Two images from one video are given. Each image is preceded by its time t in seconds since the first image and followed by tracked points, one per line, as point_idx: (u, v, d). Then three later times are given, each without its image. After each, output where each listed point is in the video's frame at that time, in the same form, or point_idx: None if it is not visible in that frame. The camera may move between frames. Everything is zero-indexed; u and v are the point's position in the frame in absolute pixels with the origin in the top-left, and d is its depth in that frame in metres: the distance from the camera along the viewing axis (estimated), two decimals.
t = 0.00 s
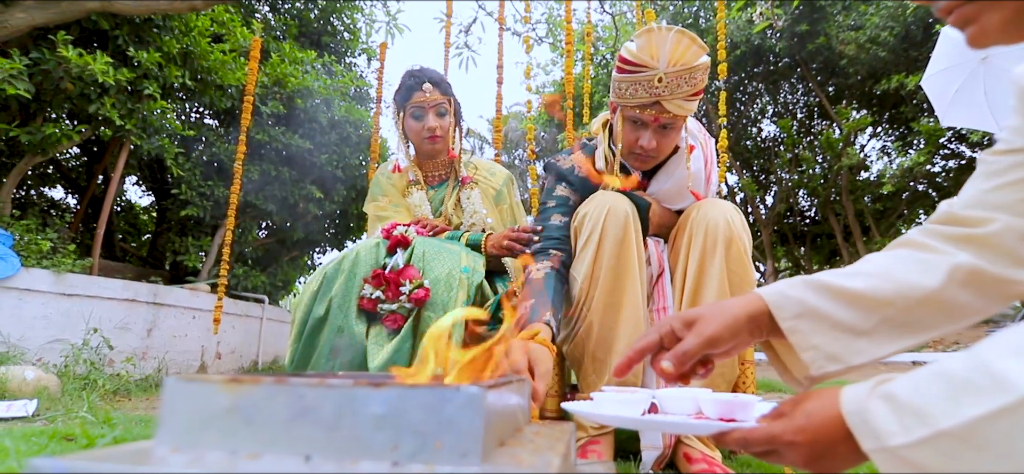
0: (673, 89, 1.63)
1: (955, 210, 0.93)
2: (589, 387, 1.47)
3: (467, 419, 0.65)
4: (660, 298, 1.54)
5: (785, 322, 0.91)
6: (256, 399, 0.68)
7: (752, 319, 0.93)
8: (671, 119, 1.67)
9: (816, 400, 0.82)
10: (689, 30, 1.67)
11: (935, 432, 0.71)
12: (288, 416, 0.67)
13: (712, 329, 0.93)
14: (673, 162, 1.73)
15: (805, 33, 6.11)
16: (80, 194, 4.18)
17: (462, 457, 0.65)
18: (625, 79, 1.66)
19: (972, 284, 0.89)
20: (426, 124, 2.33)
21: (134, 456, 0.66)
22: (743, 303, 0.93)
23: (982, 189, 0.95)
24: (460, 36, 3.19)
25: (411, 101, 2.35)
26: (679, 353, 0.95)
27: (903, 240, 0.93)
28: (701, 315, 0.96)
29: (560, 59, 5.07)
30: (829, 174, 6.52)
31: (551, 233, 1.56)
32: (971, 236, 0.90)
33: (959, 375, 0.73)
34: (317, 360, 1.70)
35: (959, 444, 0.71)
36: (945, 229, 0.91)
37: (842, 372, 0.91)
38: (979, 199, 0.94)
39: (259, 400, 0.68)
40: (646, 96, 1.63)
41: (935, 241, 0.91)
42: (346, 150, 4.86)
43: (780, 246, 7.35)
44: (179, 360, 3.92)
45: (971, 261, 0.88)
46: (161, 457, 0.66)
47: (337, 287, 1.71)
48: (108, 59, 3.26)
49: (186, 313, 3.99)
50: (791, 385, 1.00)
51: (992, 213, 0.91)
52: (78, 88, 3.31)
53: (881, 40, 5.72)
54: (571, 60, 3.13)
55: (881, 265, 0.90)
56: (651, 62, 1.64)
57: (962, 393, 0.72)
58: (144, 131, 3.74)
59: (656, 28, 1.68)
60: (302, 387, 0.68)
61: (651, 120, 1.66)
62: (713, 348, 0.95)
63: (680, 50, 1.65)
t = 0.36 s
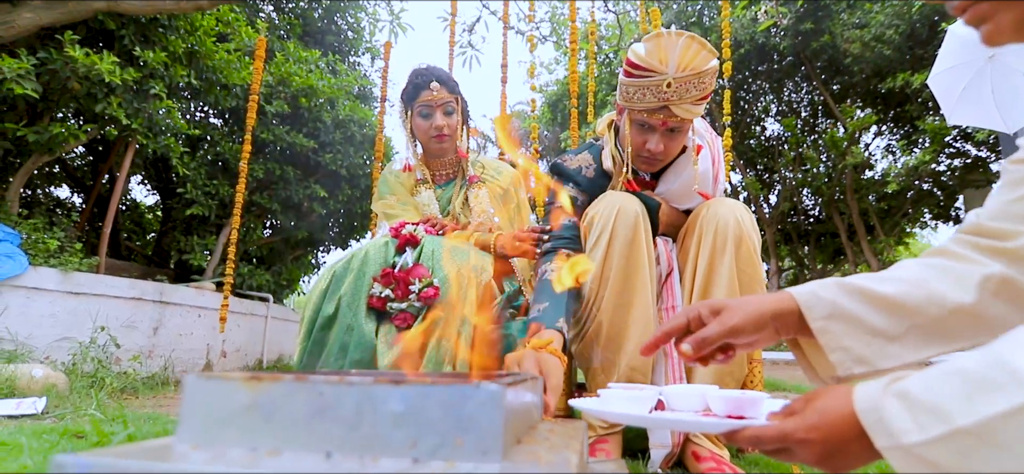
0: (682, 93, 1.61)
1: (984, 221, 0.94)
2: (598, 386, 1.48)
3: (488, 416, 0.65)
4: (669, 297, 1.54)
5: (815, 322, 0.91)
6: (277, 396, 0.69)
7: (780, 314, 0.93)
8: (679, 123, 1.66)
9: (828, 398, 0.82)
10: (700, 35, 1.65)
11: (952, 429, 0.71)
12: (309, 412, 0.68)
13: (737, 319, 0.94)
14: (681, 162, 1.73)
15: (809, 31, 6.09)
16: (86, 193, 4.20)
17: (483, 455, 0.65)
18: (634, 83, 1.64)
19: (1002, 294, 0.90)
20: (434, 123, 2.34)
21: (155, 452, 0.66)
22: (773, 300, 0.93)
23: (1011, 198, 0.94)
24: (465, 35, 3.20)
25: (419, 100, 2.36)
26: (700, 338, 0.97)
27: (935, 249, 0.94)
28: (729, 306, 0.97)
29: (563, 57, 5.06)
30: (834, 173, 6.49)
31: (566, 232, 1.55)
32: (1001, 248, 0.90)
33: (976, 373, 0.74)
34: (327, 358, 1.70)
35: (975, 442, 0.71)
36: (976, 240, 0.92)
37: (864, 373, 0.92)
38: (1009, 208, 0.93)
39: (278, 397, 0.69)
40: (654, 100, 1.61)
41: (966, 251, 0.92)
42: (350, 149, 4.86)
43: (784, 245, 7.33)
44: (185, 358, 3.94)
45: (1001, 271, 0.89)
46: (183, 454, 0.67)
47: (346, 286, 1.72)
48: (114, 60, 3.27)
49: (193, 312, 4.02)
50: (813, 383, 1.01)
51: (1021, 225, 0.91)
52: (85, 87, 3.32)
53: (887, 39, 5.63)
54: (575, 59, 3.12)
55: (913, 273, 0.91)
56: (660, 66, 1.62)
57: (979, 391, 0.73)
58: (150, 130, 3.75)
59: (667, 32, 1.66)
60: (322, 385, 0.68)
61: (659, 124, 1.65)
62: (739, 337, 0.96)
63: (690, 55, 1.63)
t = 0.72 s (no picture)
0: (691, 94, 1.61)
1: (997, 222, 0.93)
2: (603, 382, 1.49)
3: (505, 413, 0.66)
4: (676, 295, 1.53)
5: (818, 323, 0.94)
6: (294, 394, 0.69)
7: (782, 318, 0.97)
8: (687, 123, 1.66)
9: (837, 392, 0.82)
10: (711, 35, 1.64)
11: (966, 424, 0.71)
12: (326, 410, 0.68)
13: (740, 324, 1.00)
14: (687, 161, 1.73)
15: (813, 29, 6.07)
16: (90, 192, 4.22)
17: (501, 449, 0.66)
18: (643, 83, 1.63)
19: (1009, 294, 0.90)
20: (440, 122, 2.34)
21: (173, 448, 0.67)
22: (777, 303, 0.97)
23: None
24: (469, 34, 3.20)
25: (425, 99, 2.36)
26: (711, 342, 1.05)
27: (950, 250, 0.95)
28: (737, 312, 1.03)
29: (565, 56, 5.05)
30: (836, 171, 6.47)
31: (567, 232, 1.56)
32: (1012, 251, 0.91)
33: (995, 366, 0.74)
34: (334, 356, 1.71)
35: (989, 435, 0.71)
36: (986, 242, 0.92)
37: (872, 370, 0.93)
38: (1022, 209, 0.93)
39: (295, 394, 0.69)
40: (663, 101, 1.61)
41: (977, 253, 0.92)
42: (353, 148, 4.86)
43: (786, 243, 7.32)
44: (189, 357, 3.95)
45: (1007, 273, 0.89)
46: (200, 450, 0.67)
47: (353, 284, 1.73)
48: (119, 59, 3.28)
49: (197, 311, 4.03)
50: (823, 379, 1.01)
51: None
52: (89, 87, 3.32)
53: (890, 37, 5.66)
54: (578, 57, 3.12)
55: (922, 275, 0.92)
56: (670, 67, 1.61)
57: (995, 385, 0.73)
58: (154, 129, 3.77)
59: (678, 33, 1.64)
60: (339, 381, 0.69)
61: (667, 125, 1.65)
62: (745, 341, 1.02)
63: (699, 56, 1.62)
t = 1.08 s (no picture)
0: (697, 92, 1.60)
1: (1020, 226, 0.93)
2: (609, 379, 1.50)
3: (520, 408, 0.67)
4: (680, 294, 1.53)
5: (837, 320, 0.95)
6: (309, 390, 0.70)
7: (803, 312, 0.97)
8: (693, 121, 1.66)
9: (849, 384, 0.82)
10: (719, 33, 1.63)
11: (979, 416, 0.73)
12: (343, 405, 0.68)
13: (766, 319, 0.99)
14: (692, 159, 1.73)
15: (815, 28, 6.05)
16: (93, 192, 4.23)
17: (516, 446, 0.66)
18: (648, 81, 1.61)
19: None
20: (444, 121, 2.34)
21: (190, 444, 0.67)
22: (799, 298, 0.97)
23: None
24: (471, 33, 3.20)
25: (429, 98, 2.36)
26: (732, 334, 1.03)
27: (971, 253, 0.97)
28: (760, 305, 1.02)
29: (568, 54, 5.04)
30: (839, 170, 6.45)
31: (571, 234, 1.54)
32: None
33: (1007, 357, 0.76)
34: (340, 354, 1.70)
35: (999, 427, 0.74)
36: (1010, 245, 0.92)
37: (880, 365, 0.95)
38: None
39: (311, 390, 0.69)
40: (669, 100, 1.60)
41: (1001, 255, 0.93)
42: (355, 147, 4.85)
43: (788, 242, 7.30)
44: (193, 356, 3.96)
45: None
46: (216, 447, 0.68)
47: (359, 283, 1.73)
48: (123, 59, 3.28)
49: (200, 310, 4.04)
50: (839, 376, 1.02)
51: None
52: (93, 86, 3.32)
53: (893, 34, 5.65)
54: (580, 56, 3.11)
55: (942, 276, 0.93)
56: (676, 66, 1.60)
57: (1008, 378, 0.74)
58: (158, 129, 3.76)
59: (684, 31, 1.62)
60: (354, 378, 0.69)
61: (673, 123, 1.65)
62: (766, 335, 1.01)
63: (706, 54, 1.60)
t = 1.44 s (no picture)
0: (704, 88, 1.60)
1: None
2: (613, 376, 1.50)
3: (533, 405, 0.68)
4: (684, 292, 1.53)
5: (901, 332, 1.01)
6: (323, 387, 0.70)
7: (868, 327, 1.02)
8: (699, 117, 1.65)
9: (858, 379, 0.78)
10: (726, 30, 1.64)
11: (988, 411, 0.72)
12: (357, 402, 0.69)
13: (830, 333, 1.03)
14: (697, 157, 1.73)
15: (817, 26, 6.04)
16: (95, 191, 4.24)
17: (529, 442, 0.67)
18: (656, 78, 1.61)
19: None
20: (448, 120, 2.35)
21: (204, 441, 0.67)
22: (863, 311, 1.03)
23: None
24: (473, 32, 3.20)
25: (433, 97, 2.37)
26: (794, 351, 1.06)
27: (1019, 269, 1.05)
28: (820, 320, 1.07)
29: (570, 54, 5.02)
30: (841, 169, 6.44)
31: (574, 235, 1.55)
32: None
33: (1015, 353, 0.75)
34: (345, 353, 1.70)
35: (1009, 422, 0.73)
36: None
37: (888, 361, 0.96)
38: None
39: (324, 388, 0.70)
40: (677, 96, 1.60)
41: None
42: (357, 146, 4.85)
43: (790, 241, 7.29)
44: (196, 355, 3.97)
45: None
46: (230, 443, 0.68)
47: (364, 281, 1.73)
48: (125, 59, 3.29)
49: (204, 309, 4.06)
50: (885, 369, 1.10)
51: None
52: (96, 86, 3.33)
53: (894, 33, 5.57)
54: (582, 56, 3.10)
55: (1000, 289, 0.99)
56: (684, 62, 1.61)
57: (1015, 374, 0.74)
58: (160, 128, 3.77)
59: (693, 27, 1.63)
60: (367, 376, 0.69)
61: (680, 119, 1.65)
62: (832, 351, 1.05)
63: (713, 50, 1.62)
